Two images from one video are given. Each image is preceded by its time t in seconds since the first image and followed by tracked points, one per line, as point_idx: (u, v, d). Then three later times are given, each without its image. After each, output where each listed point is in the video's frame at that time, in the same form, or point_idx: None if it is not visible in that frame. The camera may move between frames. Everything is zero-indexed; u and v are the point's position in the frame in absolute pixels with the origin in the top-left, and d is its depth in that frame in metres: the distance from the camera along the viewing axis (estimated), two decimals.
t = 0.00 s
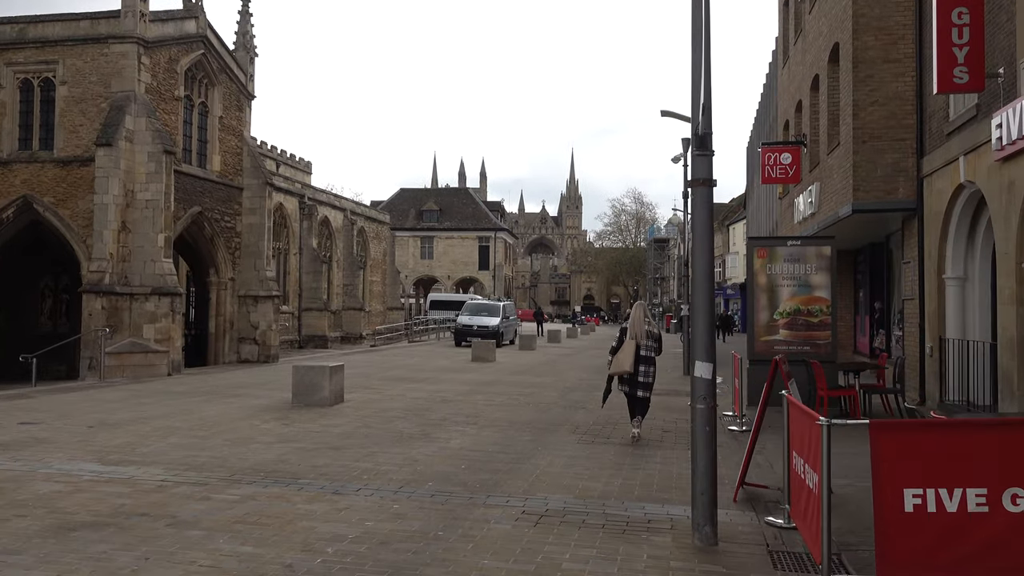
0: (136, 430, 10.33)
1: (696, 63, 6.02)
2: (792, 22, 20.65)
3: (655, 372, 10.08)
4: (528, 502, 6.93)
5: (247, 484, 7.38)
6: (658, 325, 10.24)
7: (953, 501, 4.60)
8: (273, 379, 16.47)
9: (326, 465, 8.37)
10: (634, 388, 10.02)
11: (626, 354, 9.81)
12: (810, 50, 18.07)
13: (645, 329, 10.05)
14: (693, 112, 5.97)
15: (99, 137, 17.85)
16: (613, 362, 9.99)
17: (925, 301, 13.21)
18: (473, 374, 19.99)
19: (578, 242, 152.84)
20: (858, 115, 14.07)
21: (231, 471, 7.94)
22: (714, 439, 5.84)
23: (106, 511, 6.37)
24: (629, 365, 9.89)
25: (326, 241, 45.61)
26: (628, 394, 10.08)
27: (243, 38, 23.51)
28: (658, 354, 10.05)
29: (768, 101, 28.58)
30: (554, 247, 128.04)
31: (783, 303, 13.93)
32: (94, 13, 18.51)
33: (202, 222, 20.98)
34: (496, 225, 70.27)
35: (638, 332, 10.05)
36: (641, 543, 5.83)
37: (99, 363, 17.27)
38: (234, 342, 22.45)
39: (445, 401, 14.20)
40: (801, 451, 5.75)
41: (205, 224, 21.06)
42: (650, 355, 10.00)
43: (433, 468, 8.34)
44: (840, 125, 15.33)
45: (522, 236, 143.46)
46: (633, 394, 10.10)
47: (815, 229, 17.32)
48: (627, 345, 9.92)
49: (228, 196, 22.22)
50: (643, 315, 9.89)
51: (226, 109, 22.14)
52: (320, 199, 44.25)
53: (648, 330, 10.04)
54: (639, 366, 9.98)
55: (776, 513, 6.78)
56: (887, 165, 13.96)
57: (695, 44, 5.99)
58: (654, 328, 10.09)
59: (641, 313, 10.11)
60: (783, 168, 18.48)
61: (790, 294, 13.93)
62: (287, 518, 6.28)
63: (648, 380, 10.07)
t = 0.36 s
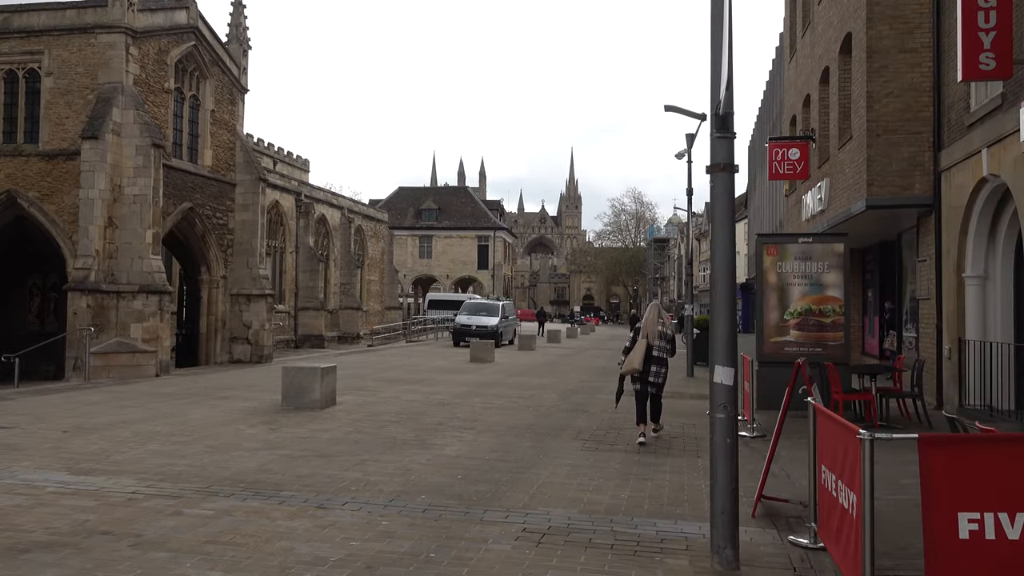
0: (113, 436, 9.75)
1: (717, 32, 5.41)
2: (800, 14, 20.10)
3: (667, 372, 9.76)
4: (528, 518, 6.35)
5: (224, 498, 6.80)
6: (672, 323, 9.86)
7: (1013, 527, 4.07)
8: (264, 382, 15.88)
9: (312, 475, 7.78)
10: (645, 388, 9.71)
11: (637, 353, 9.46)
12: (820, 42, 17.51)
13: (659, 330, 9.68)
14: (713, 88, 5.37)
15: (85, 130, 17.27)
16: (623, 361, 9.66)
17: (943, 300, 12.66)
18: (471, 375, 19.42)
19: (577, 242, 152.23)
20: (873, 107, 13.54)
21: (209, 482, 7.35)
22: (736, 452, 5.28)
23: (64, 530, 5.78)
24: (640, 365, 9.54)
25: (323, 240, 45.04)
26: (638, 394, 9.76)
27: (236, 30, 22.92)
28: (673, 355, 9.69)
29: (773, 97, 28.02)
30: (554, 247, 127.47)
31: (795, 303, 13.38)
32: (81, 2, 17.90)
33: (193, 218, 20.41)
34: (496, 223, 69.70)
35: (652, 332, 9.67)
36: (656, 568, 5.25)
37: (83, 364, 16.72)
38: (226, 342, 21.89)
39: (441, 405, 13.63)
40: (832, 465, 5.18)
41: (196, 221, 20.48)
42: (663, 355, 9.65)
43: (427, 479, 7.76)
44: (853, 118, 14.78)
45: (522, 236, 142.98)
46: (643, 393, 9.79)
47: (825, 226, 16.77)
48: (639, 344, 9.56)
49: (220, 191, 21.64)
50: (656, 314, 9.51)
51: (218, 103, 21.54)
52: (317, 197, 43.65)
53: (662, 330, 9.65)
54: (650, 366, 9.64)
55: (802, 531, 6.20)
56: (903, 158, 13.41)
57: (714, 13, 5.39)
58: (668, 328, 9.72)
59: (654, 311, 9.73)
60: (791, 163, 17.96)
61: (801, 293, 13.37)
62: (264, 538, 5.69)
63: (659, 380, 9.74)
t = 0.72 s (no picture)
0: (87, 441, 9.20)
1: None
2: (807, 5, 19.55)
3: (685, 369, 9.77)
4: (528, 536, 5.79)
5: (195, 513, 6.24)
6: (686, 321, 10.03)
7: None
8: (254, 383, 15.34)
9: (294, 486, 7.22)
10: (663, 385, 9.67)
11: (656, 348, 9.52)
12: (829, 32, 16.95)
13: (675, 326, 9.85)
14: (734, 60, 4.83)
15: (68, 123, 16.70)
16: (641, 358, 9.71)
17: (961, 298, 12.10)
18: (468, 376, 18.87)
19: (576, 241, 151.68)
20: (885, 97, 13.00)
21: (182, 495, 6.80)
22: (759, 464, 4.73)
23: (14, 550, 5.23)
24: (659, 359, 9.60)
25: (320, 238, 44.48)
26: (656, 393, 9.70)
27: (227, 22, 22.36)
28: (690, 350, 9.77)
29: (777, 92, 27.43)
30: (552, 246, 126.87)
31: (805, 301, 12.83)
32: None
33: (182, 215, 19.85)
34: (494, 222, 69.12)
35: (668, 328, 9.84)
36: None
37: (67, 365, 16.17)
38: (217, 342, 21.32)
39: (436, 408, 13.08)
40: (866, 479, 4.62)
41: (185, 217, 19.92)
42: (681, 351, 9.72)
43: (418, 490, 7.20)
44: (864, 109, 14.23)
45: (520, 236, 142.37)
46: (661, 392, 9.74)
47: (834, 222, 16.24)
48: (657, 340, 9.65)
49: (211, 188, 21.08)
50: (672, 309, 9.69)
51: (209, 96, 20.97)
52: (313, 195, 43.07)
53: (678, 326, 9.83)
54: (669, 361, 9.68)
55: (830, 551, 5.63)
56: (917, 150, 12.86)
57: None
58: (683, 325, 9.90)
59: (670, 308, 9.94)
60: (798, 157, 17.38)
61: (812, 291, 12.81)
62: (235, 559, 5.14)
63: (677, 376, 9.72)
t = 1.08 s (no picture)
0: (60, 450, 8.63)
1: None
2: None
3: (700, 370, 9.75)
4: (531, 560, 5.22)
5: (163, 532, 5.66)
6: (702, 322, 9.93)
7: None
8: (244, 386, 14.77)
9: (276, 501, 6.65)
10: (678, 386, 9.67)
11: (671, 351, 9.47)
12: (840, 21, 16.37)
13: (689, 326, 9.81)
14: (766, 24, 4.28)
15: (52, 116, 16.13)
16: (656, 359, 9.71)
17: (983, 297, 11.53)
18: (466, 378, 18.31)
19: (576, 241, 151.06)
20: (902, 87, 12.41)
21: (151, 512, 6.22)
22: (794, 483, 4.18)
23: None
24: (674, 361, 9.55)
25: (317, 237, 43.87)
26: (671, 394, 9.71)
27: (218, 14, 21.78)
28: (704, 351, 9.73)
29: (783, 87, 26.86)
30: (553, 246, 126.30)
31: (819, 300, 12.27)
32: None
33: (172, 211, 19.28)
34: (494, 221, 68.54)
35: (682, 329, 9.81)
36: None
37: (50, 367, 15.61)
38: (208, 343, 20.75)
39: (432, 412, 12.50)
40: (918, 499, 4.06)
41: (175, 214, 19.35)
42: (696, 352, 9.65)
43: (410, 505, 6.62)
44: (879, 100, 13.65)
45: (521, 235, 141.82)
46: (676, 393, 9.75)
47: (845, 218, 15.67)
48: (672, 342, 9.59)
49: (203, 184, 20.52)
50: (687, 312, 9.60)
51: (200, 90, 20.37)
52: (311, 193, 42.50)
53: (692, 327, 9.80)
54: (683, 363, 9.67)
55: None
56: (936, 142, 12.28)
57: None
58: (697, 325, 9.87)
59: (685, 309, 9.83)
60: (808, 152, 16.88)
61: (825, 290, 12.24)
62: None
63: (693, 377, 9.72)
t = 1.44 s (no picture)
0: (28, 460, 8.07)
1: None
2: None
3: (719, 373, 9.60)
4: None
5: (124, 558, 5.10)
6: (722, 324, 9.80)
7: None
8: (234, 389, 14.20)
9: (254, 519, 6.09)
10: (695, 387, 9.63)
11: (685, 353, 9.40)
12: (852, 11, 15.80)
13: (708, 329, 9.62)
14: None
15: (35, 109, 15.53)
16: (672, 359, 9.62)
17: (1008, 294, 10.98)
18: (466, 380, 17.77)
19: (577, 241, 150.51)
20: (921, 77, 11.85)
21: (115, 533, 5.65)
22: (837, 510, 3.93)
23: None
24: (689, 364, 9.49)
25: (316, 236, 43.29)
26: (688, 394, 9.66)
27: (210, 6, 21.20)
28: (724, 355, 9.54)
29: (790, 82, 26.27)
30: (553, 246, 125.71)
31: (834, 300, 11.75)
32: None
33: (162, 209, 18.73)
34: (495, 220, 67.96)
35: (701, 331, 9.64)
36: None
37: (33, 369, 15.06)
38: (201, 344, 20.22)
39: (429, 417, 11.94)
40: (979, 531, 3.55)
41: (166, 212, 18.79)
42: (712, 355, 9.54)
43: (401, 524, 6.06)
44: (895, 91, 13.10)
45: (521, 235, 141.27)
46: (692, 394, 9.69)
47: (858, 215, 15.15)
48: (688, 344, 9.51)
49: (195, 180, 19.96)
50: (704, 315, 9.46)
51: (191, 84, 19.80)
52: (309, 191, 41.92)
53: (712, 330, 9.59)
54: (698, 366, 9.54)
55: None
56: (956, 135, 11.73)
57: None
58: (718, 328, 9.66)
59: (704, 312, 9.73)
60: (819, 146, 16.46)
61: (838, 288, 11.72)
62: None
63: (709, 380, 9.60)
